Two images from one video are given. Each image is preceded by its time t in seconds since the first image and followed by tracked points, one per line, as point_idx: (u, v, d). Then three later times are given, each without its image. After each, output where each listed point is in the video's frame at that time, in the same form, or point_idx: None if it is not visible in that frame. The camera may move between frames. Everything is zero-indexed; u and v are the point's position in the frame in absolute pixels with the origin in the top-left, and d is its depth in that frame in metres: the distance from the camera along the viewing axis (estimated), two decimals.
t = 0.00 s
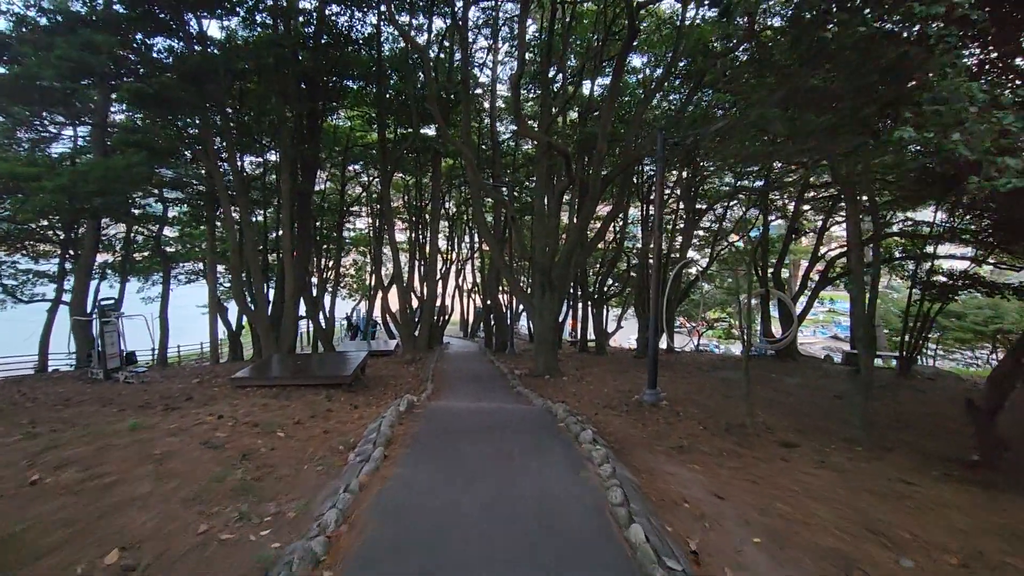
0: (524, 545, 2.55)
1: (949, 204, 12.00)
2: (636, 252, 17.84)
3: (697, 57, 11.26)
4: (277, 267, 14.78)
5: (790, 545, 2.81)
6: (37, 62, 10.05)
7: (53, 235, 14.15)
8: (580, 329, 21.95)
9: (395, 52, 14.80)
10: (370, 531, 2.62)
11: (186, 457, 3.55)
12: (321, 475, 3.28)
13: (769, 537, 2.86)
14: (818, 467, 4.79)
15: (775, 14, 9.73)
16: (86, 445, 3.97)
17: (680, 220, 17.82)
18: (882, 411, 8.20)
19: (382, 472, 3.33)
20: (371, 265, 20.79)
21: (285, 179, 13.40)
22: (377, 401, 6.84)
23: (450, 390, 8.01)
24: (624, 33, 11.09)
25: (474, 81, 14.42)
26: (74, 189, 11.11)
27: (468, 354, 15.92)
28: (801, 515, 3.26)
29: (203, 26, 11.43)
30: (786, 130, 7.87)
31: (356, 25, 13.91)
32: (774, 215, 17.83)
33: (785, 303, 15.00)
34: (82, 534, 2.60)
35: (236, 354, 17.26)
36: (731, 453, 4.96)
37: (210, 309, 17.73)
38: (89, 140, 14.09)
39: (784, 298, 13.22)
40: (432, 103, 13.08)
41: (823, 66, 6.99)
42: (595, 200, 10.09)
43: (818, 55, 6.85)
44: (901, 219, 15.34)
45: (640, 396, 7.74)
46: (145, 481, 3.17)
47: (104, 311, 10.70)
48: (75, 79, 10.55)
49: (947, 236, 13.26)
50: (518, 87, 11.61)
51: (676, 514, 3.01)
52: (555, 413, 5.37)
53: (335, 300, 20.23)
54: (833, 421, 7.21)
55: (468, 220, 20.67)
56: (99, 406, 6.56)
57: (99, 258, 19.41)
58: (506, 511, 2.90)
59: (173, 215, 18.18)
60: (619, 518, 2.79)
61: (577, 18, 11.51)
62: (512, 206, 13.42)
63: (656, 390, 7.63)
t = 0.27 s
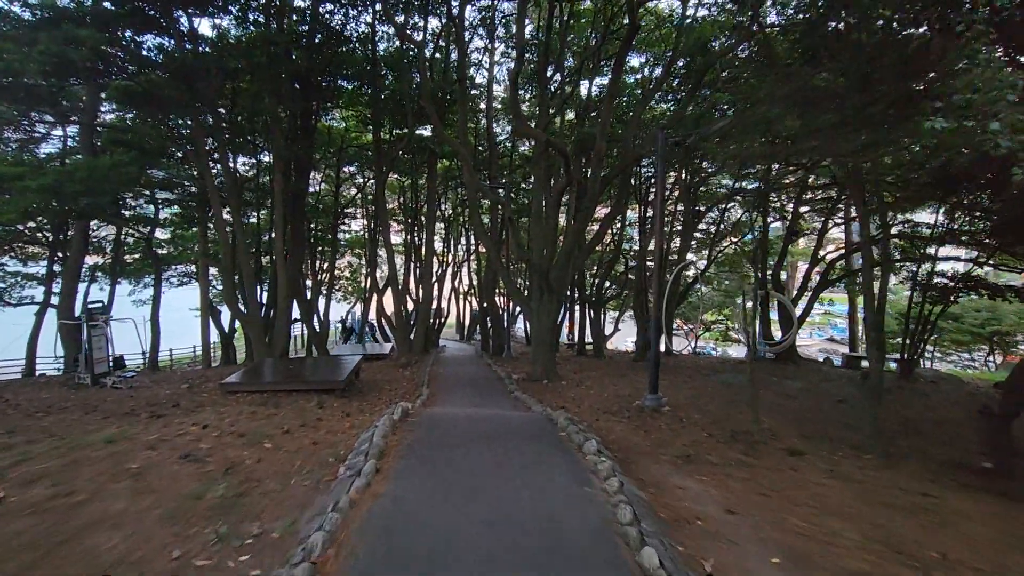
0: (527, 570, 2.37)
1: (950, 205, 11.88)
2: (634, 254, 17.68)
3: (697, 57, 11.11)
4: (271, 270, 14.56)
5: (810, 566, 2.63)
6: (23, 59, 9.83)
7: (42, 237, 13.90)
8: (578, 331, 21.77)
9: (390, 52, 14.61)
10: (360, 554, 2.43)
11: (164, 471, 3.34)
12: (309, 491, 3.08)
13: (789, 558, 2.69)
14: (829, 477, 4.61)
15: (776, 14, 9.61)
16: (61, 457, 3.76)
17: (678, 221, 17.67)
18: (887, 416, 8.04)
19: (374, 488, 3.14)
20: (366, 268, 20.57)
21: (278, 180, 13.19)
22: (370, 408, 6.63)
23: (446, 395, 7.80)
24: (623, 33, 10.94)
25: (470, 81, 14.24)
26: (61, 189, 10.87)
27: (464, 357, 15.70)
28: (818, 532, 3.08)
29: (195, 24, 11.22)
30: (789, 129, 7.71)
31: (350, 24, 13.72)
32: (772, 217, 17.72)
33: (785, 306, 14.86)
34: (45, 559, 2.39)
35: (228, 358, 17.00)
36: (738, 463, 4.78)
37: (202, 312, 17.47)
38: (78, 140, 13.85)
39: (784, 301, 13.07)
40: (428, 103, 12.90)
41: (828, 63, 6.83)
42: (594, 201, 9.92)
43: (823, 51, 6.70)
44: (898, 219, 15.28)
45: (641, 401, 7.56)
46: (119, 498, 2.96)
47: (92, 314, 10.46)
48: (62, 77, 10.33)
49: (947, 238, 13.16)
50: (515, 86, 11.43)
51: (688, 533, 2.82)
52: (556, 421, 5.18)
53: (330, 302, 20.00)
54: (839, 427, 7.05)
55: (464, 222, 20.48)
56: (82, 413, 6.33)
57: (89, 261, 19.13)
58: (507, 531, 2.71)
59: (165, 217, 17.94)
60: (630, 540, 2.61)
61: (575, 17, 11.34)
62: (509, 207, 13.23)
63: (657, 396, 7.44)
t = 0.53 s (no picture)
0: None
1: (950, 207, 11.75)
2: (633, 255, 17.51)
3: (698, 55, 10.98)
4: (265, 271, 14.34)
5: None
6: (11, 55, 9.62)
7: (31, 238, 13.65)
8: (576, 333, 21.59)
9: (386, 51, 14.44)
10: None
11: (146, 482, 3.14)
12: (301, 505, 2.89)
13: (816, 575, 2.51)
14: (843, 483, 4.45)
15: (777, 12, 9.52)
16: (38, 466, 3.55)
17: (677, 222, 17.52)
18: (894, 418, 7.89)
19: (371, 502, 2.94)
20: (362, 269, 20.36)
21: (272, 179, 12.98)
22: (367, 412, 6.44)
23: (444, 399, 7.61)
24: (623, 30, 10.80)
25: (467, 80, 14.07)
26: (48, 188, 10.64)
27: (461, 359, 15.50)
28: (841, 545, 2.91)
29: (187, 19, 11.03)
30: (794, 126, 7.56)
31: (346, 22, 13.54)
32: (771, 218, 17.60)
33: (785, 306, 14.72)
34: None
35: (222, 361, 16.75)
36: (748, 468, 4.61)
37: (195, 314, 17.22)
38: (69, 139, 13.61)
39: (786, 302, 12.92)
40: (426, 102, 12.72)
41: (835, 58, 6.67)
42: (595, 200, 9.75)
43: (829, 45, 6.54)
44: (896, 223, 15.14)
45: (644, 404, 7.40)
46: (96, 513, 2.76)
47: (81, 316, 10.24)
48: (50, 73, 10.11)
49: (948, 238, 13.04)
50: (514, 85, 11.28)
51: (709, 550, 2.64)
52: (561, 427, 4.99)
53: (325, 304, 19.77)
54: (846, 430, 6.89)
55: (461, 223, 20.30)
56: (67, 419, 6.12)
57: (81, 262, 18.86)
58: (516, 548, 2.52)
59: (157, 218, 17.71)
60: (649, 560, 2.43)
61: (574, 14, 11.19)
62: (507, 207, 13.05)
63: (661, 399, 7.27)
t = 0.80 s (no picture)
0: None
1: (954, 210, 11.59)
2: (633, 255, 17.33)
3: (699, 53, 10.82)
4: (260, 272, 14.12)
5: None
6: None
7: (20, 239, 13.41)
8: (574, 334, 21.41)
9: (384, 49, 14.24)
10: None
11: (127, 502, 2.95)
12: (293, 528, 2.70)
13: None
14: (860, 494, 4.29)
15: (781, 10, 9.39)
16: (13, 483, 3.35)
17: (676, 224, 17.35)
18: (902, 423, 7.74)
19: (369, 522, 2.75)
20: (358, 271, 20.16)
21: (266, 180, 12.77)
22: (363, 419, 6.25)
23: (443, 404, 7.42)
24: (623, 28, 10.63)
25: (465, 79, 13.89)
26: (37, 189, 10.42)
27: (460, 362, 15.29)
28: (872, 569, 2.74)
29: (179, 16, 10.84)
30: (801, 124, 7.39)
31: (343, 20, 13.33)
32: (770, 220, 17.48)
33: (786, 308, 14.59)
34: None
35: (215, 364, 16.51)
36: (760, 479, 4.44)
37: (189, 316, 16.99)
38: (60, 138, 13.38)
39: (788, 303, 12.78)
40: (424, 101, 12.53)
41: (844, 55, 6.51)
42: (596, 200, 9.58)
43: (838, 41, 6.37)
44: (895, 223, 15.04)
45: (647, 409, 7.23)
46: (70, 537, 2.57)
47: (69, 319, 10.01)
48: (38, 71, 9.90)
49: (950, 239, 12.91)
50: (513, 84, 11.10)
51: None
52: (567, 437, 4.80)
53: (321, 306, 19.52)
54: (855, 435, 6.73)
55: (458, 223, 20.11)
56: (51, 427, 5.90)
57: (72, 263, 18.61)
58: None
59: (150, 219, 17.48)
60: None
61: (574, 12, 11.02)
62: (506, 208, 12.86)
63: (666, 404, 7.08)
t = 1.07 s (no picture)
0: None
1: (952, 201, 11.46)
2: (632, 256, 17.16)
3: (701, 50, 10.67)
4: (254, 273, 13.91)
5: None
6: None
7: (9, 239, 13.17)
8: (573, 335, 21.21)
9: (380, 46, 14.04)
10: None
11: (101, 519, 2.76)
12: (280, 547, 2.51)
13: None
14: (875, 503, 4.12)
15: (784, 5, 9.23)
16: None
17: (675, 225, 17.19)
18: (911, 425, 7.57)
19: (361, 539, 2.56)
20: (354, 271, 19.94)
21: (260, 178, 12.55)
22: (358, 424, 6.06)
23: (441, 408, 7.23)
24: (624, 24, 10.47)
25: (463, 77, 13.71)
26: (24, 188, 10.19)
27: (457, 363, 15.09)
28: None
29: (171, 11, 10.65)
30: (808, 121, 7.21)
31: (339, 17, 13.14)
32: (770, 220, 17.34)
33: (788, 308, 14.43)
34: None
35: (209, 366, 16.28)
36: (772, 486, 4.26)
37: (182, 317, 16.75)
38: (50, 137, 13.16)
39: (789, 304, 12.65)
40: (421, 99, 12.34)
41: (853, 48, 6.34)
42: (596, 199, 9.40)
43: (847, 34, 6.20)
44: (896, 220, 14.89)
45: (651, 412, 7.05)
46: (36, 559, 2.38)
47: (57, 322, 9.79)
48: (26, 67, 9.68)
49: (953, 239, 12.77)
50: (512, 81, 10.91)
51: None
52: (571, 443, 4.61)
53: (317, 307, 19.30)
54: (865, 439, 6.56)
55: (456, 223, 19.92)
56: (34, 433, 5.70)
57: (64, 264, 18.35)
58: None
59: (143, 219, 17.26)
60: None
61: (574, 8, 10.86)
62: (505, 207, 12.67)
63: (669, 407, 6.91)
